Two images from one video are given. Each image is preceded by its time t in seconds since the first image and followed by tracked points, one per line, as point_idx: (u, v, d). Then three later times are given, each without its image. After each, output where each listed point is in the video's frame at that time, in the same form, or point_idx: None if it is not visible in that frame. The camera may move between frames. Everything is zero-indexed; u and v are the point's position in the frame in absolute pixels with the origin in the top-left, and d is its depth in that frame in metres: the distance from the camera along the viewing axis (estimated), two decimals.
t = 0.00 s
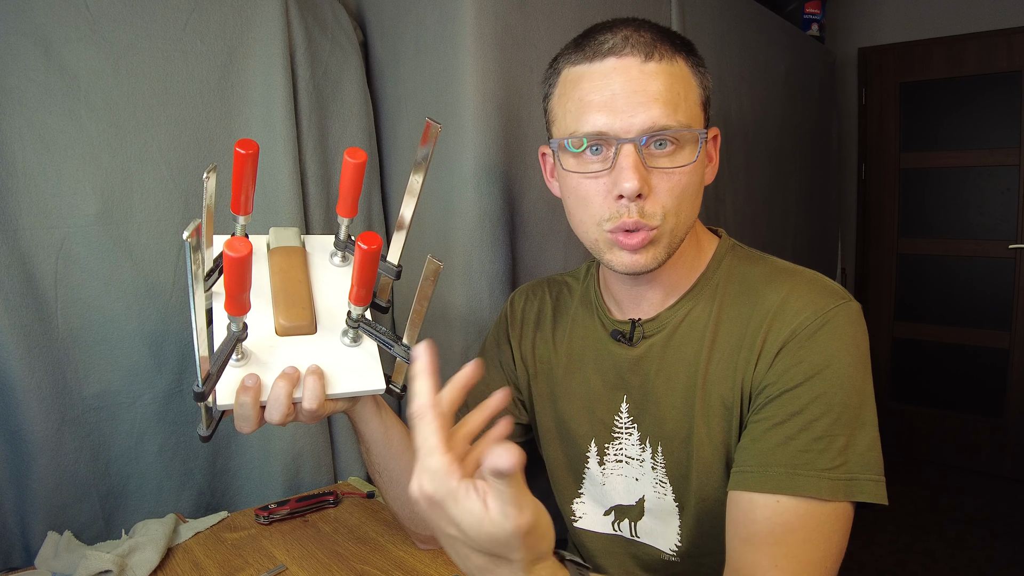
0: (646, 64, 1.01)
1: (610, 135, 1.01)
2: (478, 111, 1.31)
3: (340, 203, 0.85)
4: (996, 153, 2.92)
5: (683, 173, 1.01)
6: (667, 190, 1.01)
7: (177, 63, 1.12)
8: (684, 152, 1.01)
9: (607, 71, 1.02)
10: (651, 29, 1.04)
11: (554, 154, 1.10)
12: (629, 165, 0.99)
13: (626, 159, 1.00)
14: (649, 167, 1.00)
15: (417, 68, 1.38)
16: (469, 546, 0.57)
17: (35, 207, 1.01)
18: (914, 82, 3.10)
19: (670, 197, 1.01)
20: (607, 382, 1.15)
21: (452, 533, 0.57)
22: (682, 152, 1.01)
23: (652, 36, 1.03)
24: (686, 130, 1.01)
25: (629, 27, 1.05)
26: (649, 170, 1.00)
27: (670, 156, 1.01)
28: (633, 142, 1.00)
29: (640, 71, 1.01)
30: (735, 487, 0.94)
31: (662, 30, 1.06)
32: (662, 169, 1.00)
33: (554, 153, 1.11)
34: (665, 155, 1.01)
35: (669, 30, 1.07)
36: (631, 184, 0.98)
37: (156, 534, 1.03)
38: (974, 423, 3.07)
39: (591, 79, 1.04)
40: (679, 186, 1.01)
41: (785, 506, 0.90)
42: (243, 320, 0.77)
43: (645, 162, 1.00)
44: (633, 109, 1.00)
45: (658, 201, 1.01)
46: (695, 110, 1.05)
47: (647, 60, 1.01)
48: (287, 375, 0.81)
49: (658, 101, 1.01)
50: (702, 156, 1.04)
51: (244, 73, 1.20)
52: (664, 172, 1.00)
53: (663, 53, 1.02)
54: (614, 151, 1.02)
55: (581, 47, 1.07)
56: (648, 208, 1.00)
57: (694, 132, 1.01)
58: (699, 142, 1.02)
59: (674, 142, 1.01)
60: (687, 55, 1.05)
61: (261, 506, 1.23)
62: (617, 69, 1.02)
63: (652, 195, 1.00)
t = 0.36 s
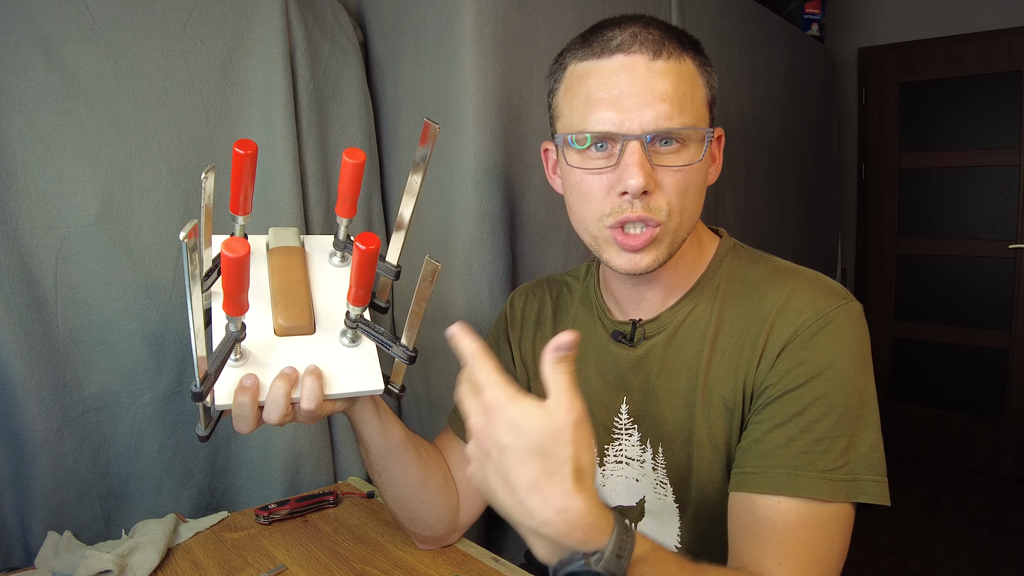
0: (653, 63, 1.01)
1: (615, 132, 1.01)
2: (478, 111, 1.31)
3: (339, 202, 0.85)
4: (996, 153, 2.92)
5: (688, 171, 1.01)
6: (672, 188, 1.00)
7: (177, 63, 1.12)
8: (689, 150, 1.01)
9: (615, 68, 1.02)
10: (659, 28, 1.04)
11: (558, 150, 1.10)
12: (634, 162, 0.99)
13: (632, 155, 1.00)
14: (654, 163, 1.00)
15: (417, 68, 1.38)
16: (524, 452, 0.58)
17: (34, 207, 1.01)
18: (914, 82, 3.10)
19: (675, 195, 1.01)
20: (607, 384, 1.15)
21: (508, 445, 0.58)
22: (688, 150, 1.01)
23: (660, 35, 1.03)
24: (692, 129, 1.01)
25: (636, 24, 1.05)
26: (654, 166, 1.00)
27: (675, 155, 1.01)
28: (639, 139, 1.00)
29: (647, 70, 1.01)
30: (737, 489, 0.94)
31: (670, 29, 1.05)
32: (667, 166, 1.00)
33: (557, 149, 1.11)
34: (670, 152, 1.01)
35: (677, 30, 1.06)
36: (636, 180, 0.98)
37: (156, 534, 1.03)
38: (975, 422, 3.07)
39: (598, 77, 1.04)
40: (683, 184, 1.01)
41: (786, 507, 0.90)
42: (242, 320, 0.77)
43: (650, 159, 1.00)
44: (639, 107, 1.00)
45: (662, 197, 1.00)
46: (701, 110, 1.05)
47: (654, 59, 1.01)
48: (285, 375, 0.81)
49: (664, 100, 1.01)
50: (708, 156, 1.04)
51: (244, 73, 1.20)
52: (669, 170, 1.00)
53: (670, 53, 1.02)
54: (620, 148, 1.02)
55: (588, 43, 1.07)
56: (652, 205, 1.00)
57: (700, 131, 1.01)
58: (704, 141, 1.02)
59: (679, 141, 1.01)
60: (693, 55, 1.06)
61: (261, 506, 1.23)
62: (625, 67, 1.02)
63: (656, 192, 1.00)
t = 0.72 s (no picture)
0: (665, 70, 1.01)
1: (619, 135, 1.01)
2: (479, 111, 1.31)
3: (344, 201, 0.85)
4: (996, 153, 2.92)
5: (688, 180, 1.00)
6: (669, 196, 1.00)
7: (177, 63, 1.12)
8: (690, 160, 1.00)
9: (626, 71, 1.02)
10: (675, 32, 1.04)
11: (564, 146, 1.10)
12: (633, 168, 0.98)
13: (632, 161, 0.99)
14: (654, 171, 0.99)
15: (417, 68, 1.38)
16: (587, 404, 0.69)
17: (34, 207, 1.01)
18: (914, 82, 3.10)
19: (672, 203, 1.00)
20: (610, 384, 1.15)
21: (575, 394, 0.70)
22: (690, 159, 1.00)
23: (675, 40, 1.03)
24: (694, 139, 1.00)
25: (653, 28, 1.04)
26: (653, 174, 0.99)
27: (677, 163, 1.00)
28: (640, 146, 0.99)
29: (658, 76, 1.01)
30: (741, 491, 0.95)
31: (687, 33, 1.05)
32: (667, 174, 1.00)
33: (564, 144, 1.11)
34: (671, 160, 1.00)
35: (694, 35, 1.06)
36: (633, 187, 0.98)
37: (155, 534, 1.03)
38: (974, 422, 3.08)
39: (609, 79, 1.03)
40: (681, 193, 1.00)
41: (789, 508, 0.91)
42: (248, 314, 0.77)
43: (650, 166, 0.99)
44: (645, 113, 1.00)
45: (658, 206, 1.00)
46: (711, 117, 1.05)
47: (666, 65, 1.01)
48: (290, 371, 0.81)
49: (672, 107, 1.00)
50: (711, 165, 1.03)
51: (244, 73, 1.20)
52: (669, 178, 0.99)
53: (683, 59, 1.02)
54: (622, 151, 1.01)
55: (603, 42, 1.07)
56: (647, 211, 1.00)
57: (704, 142, 1.01)
58: (707, 152, 1.01)
59: (681, 150, 1.00)
60: (708, 62, 1.05)
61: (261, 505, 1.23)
62: (636, 71, 1.02)
63: (653, 199, 1.00)
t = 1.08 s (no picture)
0: (679, 69, 1.01)
1: (642, 137, 1.00)
2: (479, 111, 1.31)
3: (352, 200, 0.85)
4: (996, 153, 2.92)
5: (711, 176, 1.01)
6: (696, 193, 1.01)
7: (177, 63, 1.12)
8: (710, 155, 1.02)
9: (640, 72, 1.02)
10: (683, 32, 1.04)
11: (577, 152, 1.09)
12: (662, 169, 0.99)
13: (659, 162, 0.99)
14: (681, 169, 1.00)
15: (417, 68, 1.38)
16: (562, 444, 0.54)
17: (34, 207, 1.01)
18: (914, 82, 3.10)
19: (698, 200, 1.01)
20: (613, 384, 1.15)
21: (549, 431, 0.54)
22: (710, 155, 1.02)
23: (685, 40, 1.03)
24: (714, 134, 1.01)
25: (659, 28, 1.05)
26: (680, 173, 1.00)
27: (698, 160, 1.01)
28: (666, 146, 0.99)
29: (674, 75, 1.01)
30: (744, 492, 0.95)
31: (692, 32, 1.06)
32: (693, 172, 1.00)
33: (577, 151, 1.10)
34: (693, 157, 1.01)
35: (698, 34, 1.07)
36: (665, 188, 0.98)
37: (156, 534, 1.03)
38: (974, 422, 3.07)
39: (623, 81, 1.03)
40: (706, 188, 1.01)
41: (790, 509, 0.91)
42: (255, 312, 0.77)
43: (676, 165, 1.00)
44: (666, 112, 0.99)
45: (687, 204, 1.00)
46: (722, 113, 1.06)
47: (681, 64, 1.01)
48: (295, 369, 0.81)
49: (691, 104, 1.00)
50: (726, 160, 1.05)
51: (244, 72, 1.20)
52: (694, 175, 1.00)
53: (695, 57, 1.02)
54: (645, 153, 1.01)
55: (609, 45, 1.06)
56: (678, 211, 1.00)
57: (722, 136, 1.02)
58: (722, 145, 1.03)
59: (702, 146, 1.01)
60: (714, 59, 1.06)
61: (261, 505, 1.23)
62: (651, 72, 1.01)
63: (682, 198, 1.00)
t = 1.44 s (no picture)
0: (668, 61, 1.01)
1: (633, 130, 1.01)
2: (478, 111, 1.31)
3: (353, 201, 0.85)
4: (996, 153, 2.92)
5: (703, 168, 1.01)
6: (688, 186, 1.01)
7: (177, 63, 1.12)
8: (702, 148, 1.02)
9: (630, 67, 1.02)
10: (671, 27, 1.05)
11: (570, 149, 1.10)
12: (653, 160, 0.99)
13: (650, 154, 0.99)
14: (672, 161, 1.00)
15: (417, 68, 1.38)
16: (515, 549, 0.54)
17: (34, 207, 1.01)
18: (914, 82, 3.10)
19: (690, 192, 1.01)
20: (611, 384, 1.14)
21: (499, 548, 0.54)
22: (702, 147, 1.02)
23: (673, 33, 1.04)
24: (705, 126, 1.02)
25: (647, 22, 1.05)
26: (671, 164, 1.00)
27: (690, 152, 1.01)
28: (656, 137, 1.00)
29: (663, 68, 1.01)
30: (740, 490, 0.95)
31: (679, 27, 1.06)
32: (684, 164, 1.00)
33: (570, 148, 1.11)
34: (684, 150, 1.01)
35: (685, 29, 1.07)
36: (656, 179, 0.98)
37: (156, 533, 1.03)
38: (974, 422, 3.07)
39: (612, 75, 1.03)
40: (698, 181, 1.01)
41: (786, 507, 0.91)
42: (256, 312, 0.77)
43: (667, 157, 1.00)
44: (656, 105, 1.00)
45: (679, 196, 1.00)
46: (713, 105, 1.06)
47: (669, 56, 1.02)
48: (296, 370, 0.81)
49: (681, 97, 1.01)
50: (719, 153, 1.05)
51: (244, 73, 1.20)
52: (686, 167, 1.00)
53: (684, 50, 1.03)
54: (636, 146, 1.02)
55: (598, 42, 1.07)
56: (670, 203, 1.00)
57: (713, 128, 1.02)
58: (715, 138, 1.03)
59: (693, 139, 1.01)
60: (703, 53, 1.06)
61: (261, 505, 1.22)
62: (641, 65, 1.02)
63: (674, 190, 1.00)
